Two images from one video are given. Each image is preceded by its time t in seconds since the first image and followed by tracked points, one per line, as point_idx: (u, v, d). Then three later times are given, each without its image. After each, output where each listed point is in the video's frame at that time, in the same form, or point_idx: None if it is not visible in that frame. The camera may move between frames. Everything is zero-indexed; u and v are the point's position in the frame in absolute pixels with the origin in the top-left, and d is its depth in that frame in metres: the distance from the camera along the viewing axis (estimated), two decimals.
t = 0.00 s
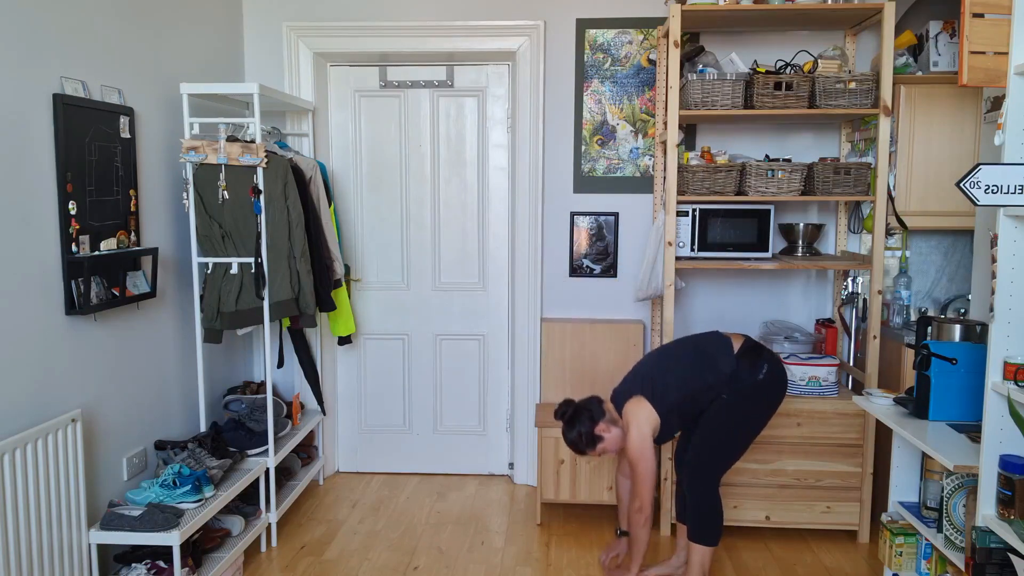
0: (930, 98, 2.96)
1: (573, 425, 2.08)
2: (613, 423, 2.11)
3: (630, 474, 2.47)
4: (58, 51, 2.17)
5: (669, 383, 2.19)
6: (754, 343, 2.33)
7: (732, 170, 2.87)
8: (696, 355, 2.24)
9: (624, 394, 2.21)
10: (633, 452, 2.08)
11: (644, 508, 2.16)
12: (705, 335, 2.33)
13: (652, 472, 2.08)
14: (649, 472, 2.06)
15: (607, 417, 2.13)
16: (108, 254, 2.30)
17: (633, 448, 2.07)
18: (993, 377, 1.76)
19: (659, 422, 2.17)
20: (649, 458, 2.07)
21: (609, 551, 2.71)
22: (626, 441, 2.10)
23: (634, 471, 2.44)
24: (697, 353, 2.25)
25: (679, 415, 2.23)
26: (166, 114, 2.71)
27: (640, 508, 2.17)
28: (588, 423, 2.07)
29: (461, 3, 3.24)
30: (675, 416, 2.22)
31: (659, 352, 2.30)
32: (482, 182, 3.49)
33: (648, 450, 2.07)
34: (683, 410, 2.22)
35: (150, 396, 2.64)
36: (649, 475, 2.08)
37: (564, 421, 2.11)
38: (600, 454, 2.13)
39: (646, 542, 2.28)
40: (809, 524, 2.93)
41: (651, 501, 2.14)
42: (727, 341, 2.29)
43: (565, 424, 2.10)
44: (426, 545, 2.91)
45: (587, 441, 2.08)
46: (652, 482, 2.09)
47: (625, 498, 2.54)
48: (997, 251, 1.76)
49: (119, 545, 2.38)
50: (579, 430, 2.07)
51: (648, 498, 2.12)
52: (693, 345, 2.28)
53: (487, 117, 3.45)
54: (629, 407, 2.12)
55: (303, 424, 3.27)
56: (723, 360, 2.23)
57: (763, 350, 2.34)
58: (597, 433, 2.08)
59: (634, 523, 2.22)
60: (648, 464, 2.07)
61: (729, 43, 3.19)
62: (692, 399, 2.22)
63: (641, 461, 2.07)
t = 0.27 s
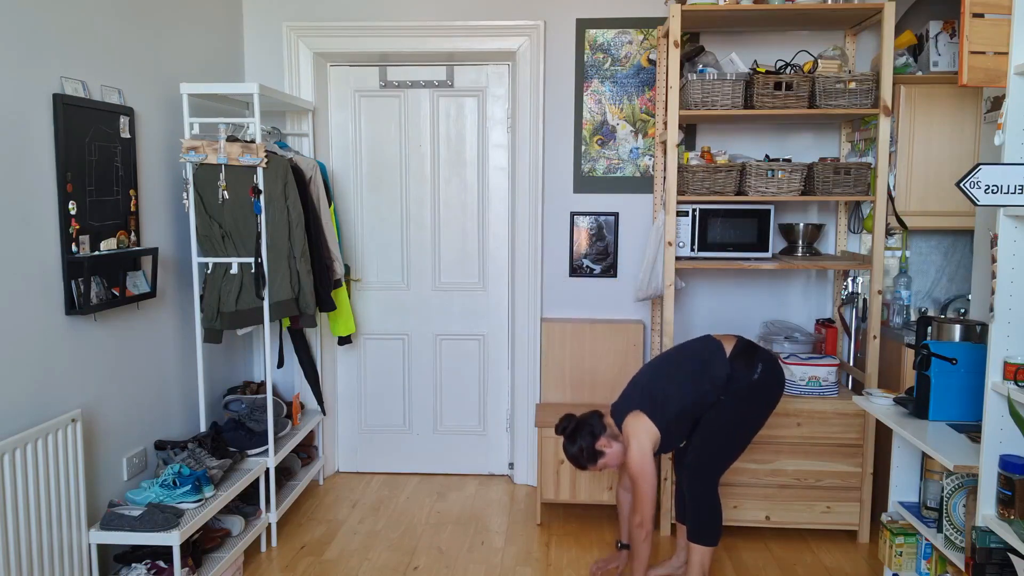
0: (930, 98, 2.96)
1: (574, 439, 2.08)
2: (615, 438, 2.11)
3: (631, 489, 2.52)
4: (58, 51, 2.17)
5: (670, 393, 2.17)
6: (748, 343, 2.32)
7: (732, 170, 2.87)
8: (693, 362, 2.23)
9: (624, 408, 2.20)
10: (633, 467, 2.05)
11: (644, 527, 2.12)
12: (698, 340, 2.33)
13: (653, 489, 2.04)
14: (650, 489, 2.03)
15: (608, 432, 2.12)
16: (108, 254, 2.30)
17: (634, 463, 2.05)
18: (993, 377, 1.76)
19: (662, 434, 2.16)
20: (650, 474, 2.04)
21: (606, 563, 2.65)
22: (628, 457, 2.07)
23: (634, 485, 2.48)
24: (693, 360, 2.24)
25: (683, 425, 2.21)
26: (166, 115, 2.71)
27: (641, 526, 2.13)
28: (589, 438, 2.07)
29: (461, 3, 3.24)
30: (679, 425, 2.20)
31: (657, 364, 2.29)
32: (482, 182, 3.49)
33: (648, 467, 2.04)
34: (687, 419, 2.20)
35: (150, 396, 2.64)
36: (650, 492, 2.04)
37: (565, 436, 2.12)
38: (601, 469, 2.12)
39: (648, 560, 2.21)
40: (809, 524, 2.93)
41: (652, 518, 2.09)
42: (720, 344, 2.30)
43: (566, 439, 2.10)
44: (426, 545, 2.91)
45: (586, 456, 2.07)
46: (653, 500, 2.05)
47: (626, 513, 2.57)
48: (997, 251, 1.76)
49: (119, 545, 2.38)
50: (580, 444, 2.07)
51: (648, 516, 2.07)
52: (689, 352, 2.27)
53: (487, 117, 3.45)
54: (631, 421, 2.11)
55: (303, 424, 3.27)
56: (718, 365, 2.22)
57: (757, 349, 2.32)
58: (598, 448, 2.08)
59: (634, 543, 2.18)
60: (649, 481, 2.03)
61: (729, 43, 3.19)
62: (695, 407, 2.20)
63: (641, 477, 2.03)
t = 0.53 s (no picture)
0: (930, 98, 2.96)
1: (575, 451, 2.10)
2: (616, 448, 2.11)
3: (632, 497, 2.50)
4: (58, 51, 2.17)
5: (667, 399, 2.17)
6: (740, 344, 2.33)
7: (732, 170, 2.87)
8: (689, 367, 2.24)
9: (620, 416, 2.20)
10: (633, 478, 2.04)
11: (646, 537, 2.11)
12: (692, 344, 2.33)
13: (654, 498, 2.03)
14: (650, 500, 2.02)
15: (608, 443, 2.14)
16: (108, 254, 2.30)
17: (634, 473, 2.04)
18: (993, 377, 1.76)
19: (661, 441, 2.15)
20: (650, 485, 2.03)
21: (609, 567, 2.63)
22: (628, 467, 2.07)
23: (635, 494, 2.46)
24: (689, 365, 2.24)
25: (682, 430, 2.21)
26: (166, 115, 2.71)
27: (642, 535, 2.12)
28: (589, 449, 2.09)
29: (461, 3, 3.24)
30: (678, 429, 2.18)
31: (653, 371, 2.30)
32: (482, 182, 3.49)
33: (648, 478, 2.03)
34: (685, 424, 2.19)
35: (150, 397, 2.64)
36: (651, 502, 2.04)
37: (565, 448, 2.13)
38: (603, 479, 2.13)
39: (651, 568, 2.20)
40: (809, 524, 2.93)
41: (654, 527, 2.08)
42: (714, 347, 2.30)
43: (566, 451, 2.12)
44: (426, 545, 2.91)
45: (587, 467, 2.09)
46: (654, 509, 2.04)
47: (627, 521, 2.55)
48: (997, 252, 1.76)
49: (119, 545, 2.38)
50: (581, 456, 2.09)
51: (649, 526, 2.06)
52: (684, 357, 2.28)
53: (487, 117, 3.45)
54: (630, 429, 2.10)
55: (303, 424, 3.27)
56: (713, 368, 2.22)
57: (750, 350, 2.33)
58: (598, 459, 2.09)
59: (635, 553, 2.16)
60: (649, 490, 2.03)
61: (729, 43, 3.19)
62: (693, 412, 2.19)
63: (641, 487, 2.03)
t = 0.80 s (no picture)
0: (930, 98, 2.96)
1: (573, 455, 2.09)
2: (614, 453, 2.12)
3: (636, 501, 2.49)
4: (58, 51, 2.17)
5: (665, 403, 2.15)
6: (734, 343, 2.32)
7: (732, 170, 2.87)
8: (685, 370, 2.22)
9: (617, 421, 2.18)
10: (631, 482, 2.04)
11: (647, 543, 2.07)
12: (686, 346, 2.32)
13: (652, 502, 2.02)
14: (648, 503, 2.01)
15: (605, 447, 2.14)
16: (108, 254, 2.30)
17: (632, 477, 2.04)
18: (993, 377, 1.76)
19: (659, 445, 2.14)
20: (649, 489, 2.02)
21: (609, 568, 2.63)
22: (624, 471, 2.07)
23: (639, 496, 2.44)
24: (684, 368, 2.23)
25: (681, 432, 2.19)
26: (166, 115, 2.71)
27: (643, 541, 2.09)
28: (587, 454, 2.08)
29: (461, 3, 3.24)
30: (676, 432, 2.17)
31: (649, 375, 2.28)
32: (482, 182, 3.49)
33: (647, 482, 2.02)
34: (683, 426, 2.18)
35: (150, 397, 2.64)
36: (650, 506, 2.02)
37: (564, 454, 2.13)
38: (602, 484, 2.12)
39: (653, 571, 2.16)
40: (809, 524, 2.92)
41: (654, 532, 2.05)
42: (709, 348, 2.29)
43: (564, 456, 2.11)
44: (426, 545, 2.91)
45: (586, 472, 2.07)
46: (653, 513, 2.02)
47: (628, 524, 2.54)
48: (997, 252, 1.75)
49: (119, 545, 2.39)
50: (578, 461, 2.08)
51: (649, 531, 2.04)
52: (680, 359, 2.26)
53: (487, 117, 3.45)
54: (625, 433, 2.11)
55: (303, 424, 3.27)
56: (708, 369, 2.22)
57: (744, 349, 2.31)
58: (596, 464, 2.08)
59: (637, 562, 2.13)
60: (646, 494, 2.01)
61: (729, 43, 3.19)
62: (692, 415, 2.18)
63: (639, 491, 2.02)
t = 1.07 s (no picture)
0: (930, 98, 2.96)
1: (565, 456, 2.12)
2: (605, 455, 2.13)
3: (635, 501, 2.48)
4: (58, 51, 2.17)
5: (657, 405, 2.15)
6: (724, 343, 2.33)
7: (732, 170, 2.87)
8: (676, 372, 2.23)
9: (610, 424, 2.17)
10: (621, 483, 2.05)
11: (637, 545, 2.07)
12: (677, 349, 2.33)
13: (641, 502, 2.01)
14: (637, 503, 2.00)
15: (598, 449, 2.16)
16: (108, 254, 2.30)
17: (622, 477, 2.05)
18: (993, 377, 1.76)
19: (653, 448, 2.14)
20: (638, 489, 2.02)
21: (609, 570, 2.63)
22: (614, 471, 2.07)
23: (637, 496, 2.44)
24: (676, 371, 2.23)
25: (675, 434, 2.18)
26: (166, 115, 2.71)
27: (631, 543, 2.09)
28: (579, 455, 2.11)
29: (461, 3, 3.24)
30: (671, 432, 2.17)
31: (640, 379, 2.28)
32: (482, 181, 3.49)
33: (636, 483, 2.03)
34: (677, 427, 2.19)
35: (150, 397, 2.64)
36: (639, 506, 2.01)
37: (557, 454, 2.16)
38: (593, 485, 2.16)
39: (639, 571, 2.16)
40: (809, 524, 2.92)
41: (641, 534, 2.05)
42: (699, 349, 2.31)
43: (557, 456, 2.14)
44: (426, 545, 2.92)
45: (576, 472, 2.10)
46: (642, 514, 2.01)
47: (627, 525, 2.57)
48: (997, 252, 1.76)
49: (119, 545, 2.38)
50: (571, 462, 2.11)
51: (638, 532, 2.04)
52: (671, 362, 2.28)
53: (487, 118, 3.45)
54: (616, 433, 2.12)
55: (303, 424, 3.27)
56: (698, 370, 2.23)
57: (735, 348, 2.33)
58: (588, 464, 2.11)
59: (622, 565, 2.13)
60: (636, 495, 2.02)
61: (729, 43, 3.19)
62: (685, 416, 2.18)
63: (629, 491, 2.02)
